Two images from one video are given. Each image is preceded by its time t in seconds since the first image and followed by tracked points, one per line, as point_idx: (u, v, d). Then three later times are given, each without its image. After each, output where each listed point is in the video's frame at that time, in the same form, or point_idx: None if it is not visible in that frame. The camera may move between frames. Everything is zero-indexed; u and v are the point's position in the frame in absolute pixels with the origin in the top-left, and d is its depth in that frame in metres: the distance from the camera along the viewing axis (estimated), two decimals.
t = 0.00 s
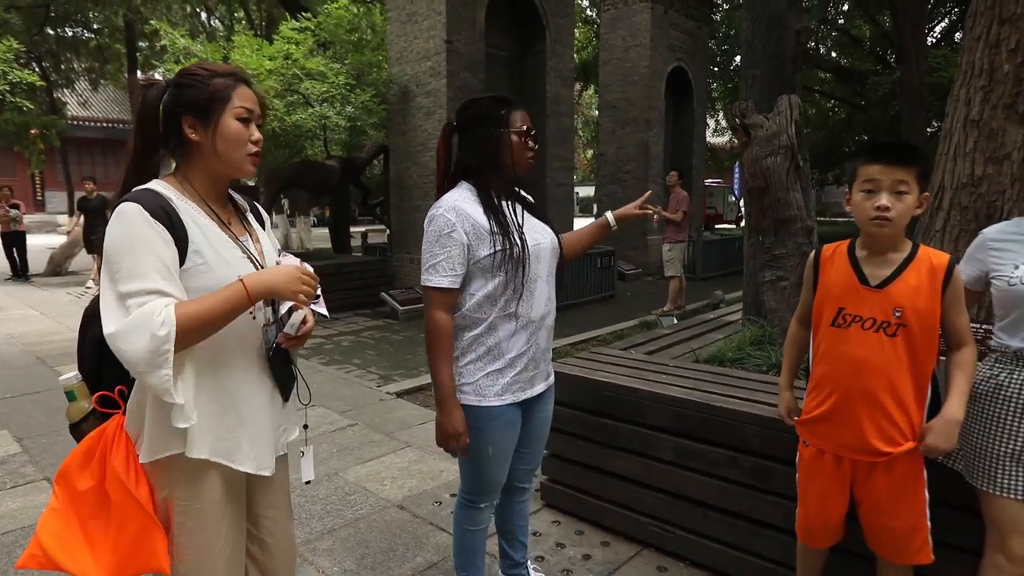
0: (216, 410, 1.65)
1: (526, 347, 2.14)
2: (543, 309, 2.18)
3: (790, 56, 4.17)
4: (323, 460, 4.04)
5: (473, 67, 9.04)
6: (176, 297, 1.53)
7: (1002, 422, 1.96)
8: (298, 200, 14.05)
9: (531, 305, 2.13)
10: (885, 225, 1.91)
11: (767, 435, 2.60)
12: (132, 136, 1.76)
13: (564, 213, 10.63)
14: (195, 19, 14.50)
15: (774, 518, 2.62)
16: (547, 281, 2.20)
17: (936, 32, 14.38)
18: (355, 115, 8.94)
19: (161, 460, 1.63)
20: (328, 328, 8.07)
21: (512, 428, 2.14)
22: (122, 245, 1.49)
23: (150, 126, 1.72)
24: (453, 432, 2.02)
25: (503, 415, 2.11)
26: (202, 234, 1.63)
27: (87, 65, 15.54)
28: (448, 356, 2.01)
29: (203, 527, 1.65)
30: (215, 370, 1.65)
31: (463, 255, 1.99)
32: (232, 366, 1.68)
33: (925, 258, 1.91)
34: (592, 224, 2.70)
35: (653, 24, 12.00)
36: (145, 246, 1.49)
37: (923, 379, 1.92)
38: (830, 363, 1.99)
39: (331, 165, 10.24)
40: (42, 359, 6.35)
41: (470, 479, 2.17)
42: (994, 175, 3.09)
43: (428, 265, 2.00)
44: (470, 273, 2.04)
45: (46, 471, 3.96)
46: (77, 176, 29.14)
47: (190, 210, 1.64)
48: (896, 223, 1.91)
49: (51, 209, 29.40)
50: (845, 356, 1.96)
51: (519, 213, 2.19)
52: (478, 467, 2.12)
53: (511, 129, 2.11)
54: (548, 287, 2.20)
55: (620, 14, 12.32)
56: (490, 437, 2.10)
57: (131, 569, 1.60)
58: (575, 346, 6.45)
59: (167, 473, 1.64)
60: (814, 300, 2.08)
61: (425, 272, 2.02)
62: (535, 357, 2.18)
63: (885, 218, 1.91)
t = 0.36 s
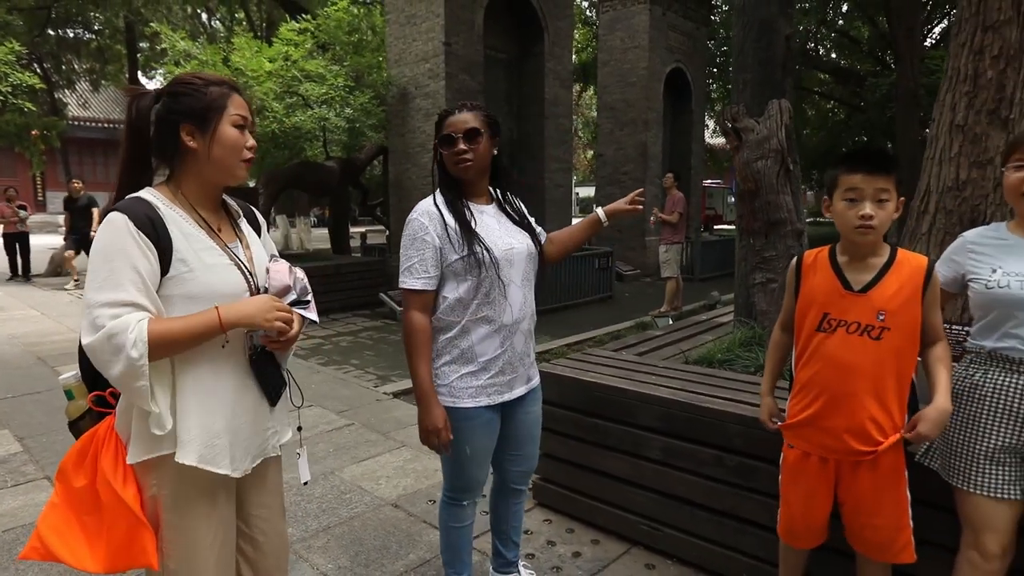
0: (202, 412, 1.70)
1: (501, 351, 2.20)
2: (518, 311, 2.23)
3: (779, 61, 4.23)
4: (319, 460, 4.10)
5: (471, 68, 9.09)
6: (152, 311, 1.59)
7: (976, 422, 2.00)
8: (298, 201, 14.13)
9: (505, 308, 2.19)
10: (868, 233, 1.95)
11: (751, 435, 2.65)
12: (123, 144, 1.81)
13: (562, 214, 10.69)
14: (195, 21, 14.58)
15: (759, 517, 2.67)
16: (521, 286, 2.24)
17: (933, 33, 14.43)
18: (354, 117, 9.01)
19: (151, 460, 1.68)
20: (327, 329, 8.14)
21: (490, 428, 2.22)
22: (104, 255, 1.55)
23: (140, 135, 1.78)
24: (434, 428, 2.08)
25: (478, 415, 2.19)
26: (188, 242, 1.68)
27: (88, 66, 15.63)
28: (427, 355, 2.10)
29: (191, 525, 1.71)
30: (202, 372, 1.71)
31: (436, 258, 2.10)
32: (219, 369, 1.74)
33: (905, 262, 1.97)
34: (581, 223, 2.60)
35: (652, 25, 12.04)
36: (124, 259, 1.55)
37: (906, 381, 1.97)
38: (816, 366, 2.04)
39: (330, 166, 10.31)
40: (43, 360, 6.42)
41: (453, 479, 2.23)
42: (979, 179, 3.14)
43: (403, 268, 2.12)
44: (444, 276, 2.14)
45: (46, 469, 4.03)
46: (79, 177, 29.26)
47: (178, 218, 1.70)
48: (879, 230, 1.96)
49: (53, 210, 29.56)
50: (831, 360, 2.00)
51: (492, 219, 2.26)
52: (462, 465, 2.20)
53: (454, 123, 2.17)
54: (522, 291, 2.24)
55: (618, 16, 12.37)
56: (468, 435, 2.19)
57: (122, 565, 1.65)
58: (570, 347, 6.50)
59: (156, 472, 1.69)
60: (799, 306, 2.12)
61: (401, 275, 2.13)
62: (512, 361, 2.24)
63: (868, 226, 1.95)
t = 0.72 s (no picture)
0: (213, 422, 1.76)
1: (482, 367, 2.26)
2: (499, 327, 2.27)
3: (780, 77, 4.28)
4: (327, 470, 4.16)
5: (479, 82, 9.20)
6: (162, 327, 1.66)
7: (968, 434, 2.04)
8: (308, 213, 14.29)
9: (485, 325, 2.24)
10: (860, 247, 1.99)
11: (750, 447, 2.68)
12: (140, 161, 1.90)
13: (569, 225, 10.76)
14: (207, 37, 14.84)
15: (759, 528, 2.70)
16: (502, 303, 2.28)
17: (940, 44, 14.46)
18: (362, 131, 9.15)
19: (165, 469, 1.74)
20: (336, 340, 8.22)
21: (478, 438, 2.30)
22: (119, 273, 1.62)
23: (157, 153, 1.86)
24: (395, 439, 2.23)
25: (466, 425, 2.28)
26: (198, 260, 1.75)
27: (104, 82, 15.93)
28: (401, 366, 2.25)
29: (202, 530, 1.77)
30: (212, 384, 1.78)
31: (417, 275, 2.24)
32: (229, 379, 1.80)
33: (899, 278, 2.01)
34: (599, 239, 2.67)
35: (658, 38, 12.13)
36: (138, 277, 1.62)
37: (902, 394, 2.00)
38: (813, 379, 2.07)
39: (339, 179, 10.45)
40: (58, 371, 6.53)
41: (451, 488, 2.30)
42: (977, 193, 3.17)
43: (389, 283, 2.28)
44: (427, 292, 2.26)
45: (61, 479, 4.11)
46: (94, 190, 29.71)
47: (190, 236, 1.77)
48: (872, 245, 1.99)
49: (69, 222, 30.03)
50: (826, 373, 2.04)
51: (481, 238, 2.33)
52: (457, 474, 2.28)
53: (444, 145, 2.28)
54: (503, 308, 2.28)
55: (624, 29, 12.49)
56: (456, 446, 2.27)
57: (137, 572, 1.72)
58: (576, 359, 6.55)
59: (169, 480, 1.75)
60: (797, 319, 2.15)
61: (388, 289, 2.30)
62: (494, 377, 2.28)
63: (861, 240, 1.99)
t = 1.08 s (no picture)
0: (220, 427, 1.80)
1: (491, 373, 2.28)
2: (509, 334, 2.29)
3: (788, 87, 4.29)
4: (334, 477, 4.18)
5: (489, 92, 9.27)
6: (172, 334, 1.69)
7: (974, 446, 2.02)
8: (319, 221, 14.42)
9: (492, 332, 2.27)
10: (863, 255, 2.00)
11: (755, 456, 2.68)
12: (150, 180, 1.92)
13: (579, 233, 10.78)
14: (222, 47, 15.07)
15: (764, 538, 2.69)
16: (511, 311, 2.30)
17: (951, 53, 14.42)
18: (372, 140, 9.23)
19: (172, 474, 1.77)
20: (346, 348, 8.28)
21: (489, 442, 2.31)
22: (132, 281, 1.65)
23: (166, 165, 1.90)
24: (400, 437, 2.33)
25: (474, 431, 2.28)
26: (208, 268, 1.79)
27: (120, 92, 16.20)
28: (412, 370, 2.35)
29: (207, 535, 1.79)
30: (220, 390, 1.81)
31: (431, 283, 2.32)
32: (237, 384, 1.83)
33: (909, 288, 2.00)
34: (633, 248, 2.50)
35: (667, 48, 12.17)
36: (149, 285, 1.66)
37: (908, 405, 1.99)
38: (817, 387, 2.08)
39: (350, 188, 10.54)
40: (71, 377, 6.60)
41: (460, 490, 2.32)
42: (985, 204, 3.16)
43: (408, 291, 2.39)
44: (440, 300, 2.33)
45: (72, 483, 4.15)
46: (109, 198, 30.16)
47: (200, 244, 1.80)
48: (876, 253, 2.00)
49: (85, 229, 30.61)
50: (831, 382, 2.04)
51: (493, 246, 2.37)
52: (464, 479, 2.29)
53: (457, 157, 2.34)
54: (513, 315, 2.30)
55: (634, 39, 12.55)
56: (467, 448, 2.29)
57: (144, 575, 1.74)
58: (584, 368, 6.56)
59: (177, 485, 1.78)
60: (806, 327, 2.16)
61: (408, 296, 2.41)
62: (503, 383, 2.30)
63: (864, 248, 1.99)
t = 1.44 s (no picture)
0: (218, 425, 1.81)
1: (504, 368, 2.29)
2: (520, 329, 2.30)
3: (792, 85, 4.27)
4: (336, 476, 4.19)
5: (493, 92, 9.27)
6: (163, 335, 1.69)
7: (977, 446, 2.01)
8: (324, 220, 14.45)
9: (506, 327, 2.28)
10: (867, 252, 1.99)
11: (757, 456, 2.66)
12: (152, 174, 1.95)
13: (583, 233, 10.77)
14: (227, 47, 15.12)
15: (766, 539, 2.67)
16: (522, 308, 2.31)
17: (958, 52, 14.35)
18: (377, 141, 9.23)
19: (170, 474, 1.78)
20: (350, 347, 8.28)
21: (500, 433, 2.31)
22: (121, 282, 1.66)
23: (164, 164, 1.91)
24: (443, 423, 2.28)
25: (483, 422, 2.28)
26: (201, 267, 1.79)
27: (127, 92, 16.28)
28: (440, 364, 2.35)
29: (208, 533, 1.79)
30: (217, 389, 1.81)
31: (449, 278, 2.32)
32: (234, 383, 1.84)
33: (914, 287, 1.99)
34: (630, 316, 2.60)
35: (672, 47, 12.14)
36: (140, 286, 1.66)
37: (912, 404, 1.98)
38: (820, 384, 2.07)
39: (354, 187, 10.56)
40: (77, 375, 6.62)
41: (471, 483, 2.31)
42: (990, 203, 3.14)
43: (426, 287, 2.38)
44: (456, 295, 2.33)
45: (76, 481, 4.17)
46: (116, 198, 30.32)
47: (192, 244, 1.80)
48: (881, 250, 1.98)
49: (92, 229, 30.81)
50: (834, 380, 2.03)
51: (509, 244, 2.38)
52: (477, 468, 2.29)
53: (475, 158, 2.35)
54: (524, 312, 2.31)
55: (639, 39, 12.53)
56: (478, 440, 2.29)
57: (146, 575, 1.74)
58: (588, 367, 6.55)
59: (176, 485, 1.78)
60: (810, 325, 2.15)
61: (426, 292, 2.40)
62: (516, 378, 2.30)
63: (868, 245, 1.98)
